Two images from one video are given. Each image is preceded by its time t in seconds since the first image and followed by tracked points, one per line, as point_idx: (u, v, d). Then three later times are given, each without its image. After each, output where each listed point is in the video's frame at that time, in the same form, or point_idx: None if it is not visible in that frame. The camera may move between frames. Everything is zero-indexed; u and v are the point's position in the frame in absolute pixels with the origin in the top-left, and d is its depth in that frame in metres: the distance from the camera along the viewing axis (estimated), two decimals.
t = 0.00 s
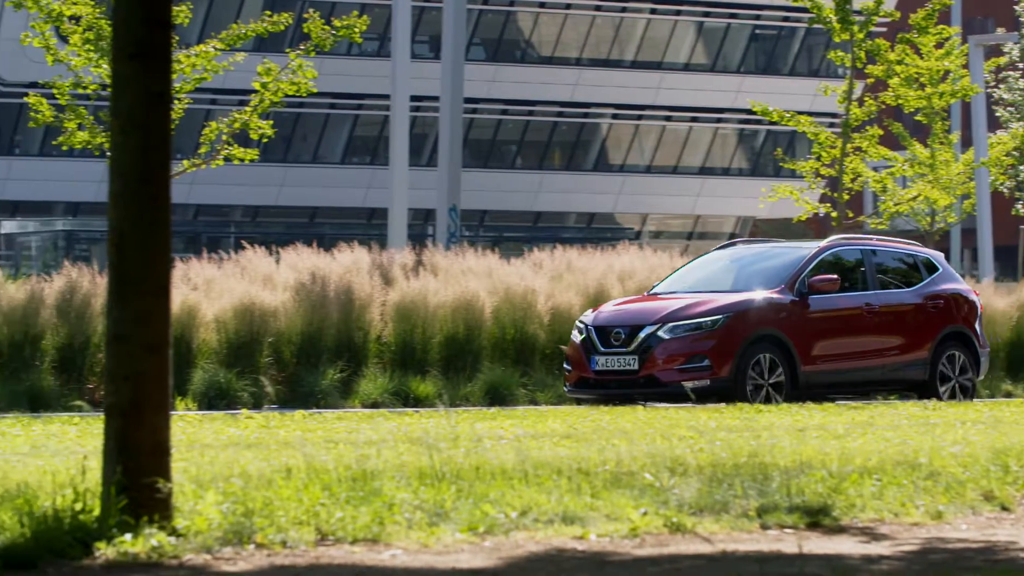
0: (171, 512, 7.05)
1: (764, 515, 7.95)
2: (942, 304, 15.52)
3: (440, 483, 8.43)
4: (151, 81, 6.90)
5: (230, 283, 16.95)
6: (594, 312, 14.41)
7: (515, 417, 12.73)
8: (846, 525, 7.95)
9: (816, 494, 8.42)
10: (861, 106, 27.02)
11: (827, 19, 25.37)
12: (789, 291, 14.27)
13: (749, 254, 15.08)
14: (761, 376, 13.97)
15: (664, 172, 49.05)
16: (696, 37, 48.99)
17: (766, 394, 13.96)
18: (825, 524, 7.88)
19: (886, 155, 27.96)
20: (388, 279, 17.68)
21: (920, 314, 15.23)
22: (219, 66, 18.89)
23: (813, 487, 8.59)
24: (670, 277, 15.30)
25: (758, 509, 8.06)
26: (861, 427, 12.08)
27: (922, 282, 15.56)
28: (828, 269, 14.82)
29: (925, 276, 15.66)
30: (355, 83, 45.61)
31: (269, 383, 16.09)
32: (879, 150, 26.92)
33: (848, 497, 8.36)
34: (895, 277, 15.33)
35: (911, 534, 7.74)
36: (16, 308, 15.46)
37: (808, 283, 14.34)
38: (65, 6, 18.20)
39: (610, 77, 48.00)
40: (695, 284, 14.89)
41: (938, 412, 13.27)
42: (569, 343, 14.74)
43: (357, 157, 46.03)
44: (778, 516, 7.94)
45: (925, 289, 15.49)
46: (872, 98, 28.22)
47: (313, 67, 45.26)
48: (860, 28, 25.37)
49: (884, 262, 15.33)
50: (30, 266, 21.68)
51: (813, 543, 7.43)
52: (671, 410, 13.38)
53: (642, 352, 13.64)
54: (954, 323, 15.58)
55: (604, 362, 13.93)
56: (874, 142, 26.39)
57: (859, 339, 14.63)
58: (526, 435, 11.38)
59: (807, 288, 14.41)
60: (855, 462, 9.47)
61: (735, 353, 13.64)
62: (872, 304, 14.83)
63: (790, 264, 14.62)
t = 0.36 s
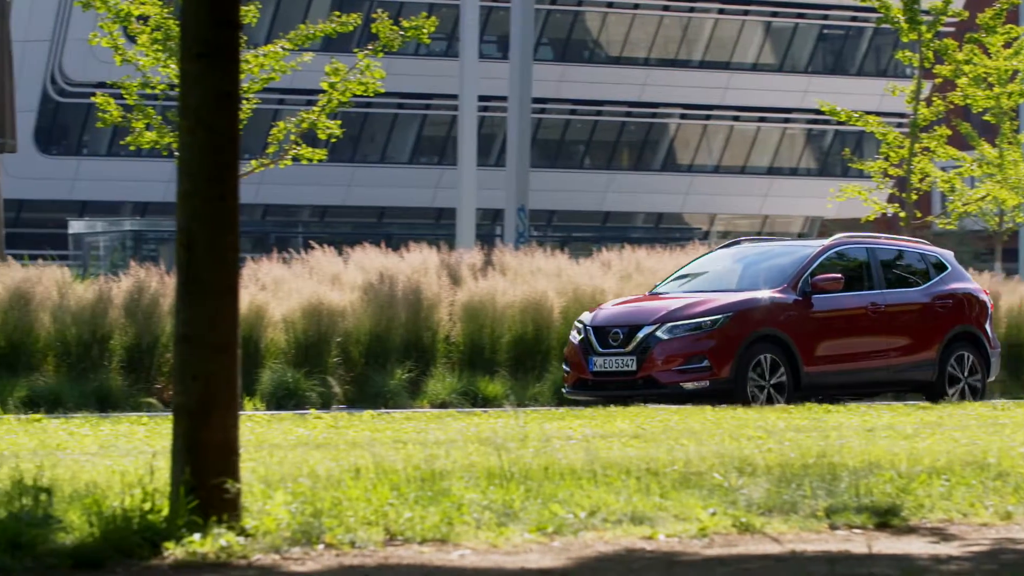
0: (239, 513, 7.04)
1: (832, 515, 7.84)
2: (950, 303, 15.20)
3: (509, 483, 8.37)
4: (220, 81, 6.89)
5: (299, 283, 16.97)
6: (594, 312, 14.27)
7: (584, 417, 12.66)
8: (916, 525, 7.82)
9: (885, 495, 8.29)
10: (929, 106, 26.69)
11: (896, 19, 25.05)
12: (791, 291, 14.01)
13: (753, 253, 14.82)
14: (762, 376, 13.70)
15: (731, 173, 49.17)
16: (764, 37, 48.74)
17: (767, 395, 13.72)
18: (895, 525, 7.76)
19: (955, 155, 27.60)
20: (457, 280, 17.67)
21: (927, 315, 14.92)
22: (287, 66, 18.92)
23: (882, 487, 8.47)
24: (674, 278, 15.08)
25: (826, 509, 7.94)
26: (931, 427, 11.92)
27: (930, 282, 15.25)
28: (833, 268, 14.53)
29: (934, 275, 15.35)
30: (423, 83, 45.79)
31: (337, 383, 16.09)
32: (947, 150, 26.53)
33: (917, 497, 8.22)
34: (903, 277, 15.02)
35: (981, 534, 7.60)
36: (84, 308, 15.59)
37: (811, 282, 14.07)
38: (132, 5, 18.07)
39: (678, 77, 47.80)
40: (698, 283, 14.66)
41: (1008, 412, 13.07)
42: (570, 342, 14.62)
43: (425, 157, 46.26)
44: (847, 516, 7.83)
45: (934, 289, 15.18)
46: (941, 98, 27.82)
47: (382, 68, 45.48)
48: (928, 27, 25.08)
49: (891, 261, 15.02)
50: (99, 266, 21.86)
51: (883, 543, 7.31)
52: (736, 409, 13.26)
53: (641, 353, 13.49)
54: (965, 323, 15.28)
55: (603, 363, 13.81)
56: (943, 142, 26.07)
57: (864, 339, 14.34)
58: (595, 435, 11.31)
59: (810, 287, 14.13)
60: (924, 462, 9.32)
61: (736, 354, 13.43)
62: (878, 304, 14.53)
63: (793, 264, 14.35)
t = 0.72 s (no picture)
0: (313, 513, 7.04)
1: (905, 515, 7.72)
2: (962, 303, 14.94)
3: (582, 483, 8.31)
4: (294, 80, 6.88)
5: (372, 283, 17.01)
6: (595, 312, 14.06)
7: (657, 416, 12.56)
8: (990, 526, 7.69)
9: (959, 495, 8.14)
10: (1004, 106, 26.30)
11: (969, 17, 24.67)
12: (796, 291, 13.77)
13: (758, 252, 14.60)
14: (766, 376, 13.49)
15: (805, 173, 48.78)
16: (837, 37, 48.64)
17: (770, 396, 13.49)
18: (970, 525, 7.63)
19: None
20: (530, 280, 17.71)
21: (937, 315, 14.65)
22: (360, 66, 18.96)
23: (955, 487, 8.33)
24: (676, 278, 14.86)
25: (899, 509, 7.81)
26: (1007, 427, 11.71)
27: (940, 280, 14.97)
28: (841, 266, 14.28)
29: (944, 274, 15.07)
30: (496, 83, 45.98)
31: (410, 382, 16.09)
32: (1023, 150, 26.10)
33: (992, 499, 8.07)
34: (911, 276, 14.75)
35: None
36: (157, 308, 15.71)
37: (817, 281, 13.83)
38: (205, 6, 18.09)
39: (752, 77, 47.60)
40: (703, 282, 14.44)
41: None
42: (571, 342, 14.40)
43: (498, 157, 46.29)
44: (920, 516, 7.71)
45: (944, 288, 14.91)
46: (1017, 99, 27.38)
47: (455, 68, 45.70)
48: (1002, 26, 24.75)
49: (900, 260, 14.76)
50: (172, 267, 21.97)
51: (957, 543, 7.19)
52: (807, 410, 13.10)
53: (641, 353, 13.26)
54: (977, 323, 15.01)
55: (603, 363, 13.60)
56: (1017, 141, 25.68)
57: (872, 340, 14.10)
58: (668, 435, 11.21)
59: (815, 286, 13.91)
60: (999, 463, 9.16)
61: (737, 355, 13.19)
62: (885, 304, 14.28)
63: (799, 262, 14.11)
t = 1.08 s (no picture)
0: (388, 513, 7.01)
1: (980, 516, 7.59)
2: (972, 302, 14.59)
3: (657, 483, 8.22)
4: (367, 81, 6.85)
5: (445, 283, 17.00)
6: (594, 312, 13.74)
7: (733, 416, 12.41)
8: None
9: None
10: None
11: None
12: (800, 290, 13.39)
13: (763, 252, 14.25)
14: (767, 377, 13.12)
15: (880, 173, 48.33)
16: (912, 36, 48.15)
17: (774, 397, 13.12)
18: None
19: None
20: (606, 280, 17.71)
21: (946, 315, 14.28)
22: (434, 66, 18.90)
23: None
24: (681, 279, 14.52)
25: (975, 510, 7.68)
26: None
27: (950, 280, 14.61)
28: (848, 264, 13.91)
29: (954, 274, 14.71)
30: (571, 83, 46.01)
31: (486, 382, 16.05)
32: None
33: None
34: (921, 275, 14.37)
35: None
36: (231, 308, 15.80)
37: (821, 279, 13.46)
38: (279, 6, 18.11)
39: (826, 77, 47.24)
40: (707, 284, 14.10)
41: None
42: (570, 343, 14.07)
43: (573, 157, 46.24)
44: (996, 516, 7.58)
45: (954, 288, 14.54)
46: None
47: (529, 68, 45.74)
48: None
49: (908, 259, 14.38)
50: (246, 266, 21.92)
51: None
52: (882, 410, 12.90)
53: (641, 353, 12.93)
54: (987, 323, 14.65)
55: (602, 363, 13.26)
56: None
57: (880, 340, 13.71)
58: (743, 435, 11.08)
59: (820, 284, 13.54)
60: None
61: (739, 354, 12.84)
62: (893, 303, 13.89)
63: (803, 261, 13.76)
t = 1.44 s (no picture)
0: (460, 513, 6.99)
1: None
2: (977, 302, 14.20)
3: (729, 483, 8.14)
4: (442, 80, 6.84)
5: (519, 283, 17.01)
6: (590, 311, 13.56)
7: (804, 416, 12.31)
8: None
9: None
10: None
11: None
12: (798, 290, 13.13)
13: (764, 251, 14.00)
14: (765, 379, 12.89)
15: (952, 173, 48.01)
16: (984, 37, 47.78)
17: (770, 397, 12.88)
18: None
19: None
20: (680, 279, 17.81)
21: (949, 315, 13.93)
22: (507, 66, 18.91)
23: None
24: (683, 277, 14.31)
25: None
26: None
27: (955, 279, 14.24)
28: (847, 263, 13.61)
29: (959, 272, 14.33)
30: (641, 83, 46.31)
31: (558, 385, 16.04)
32: None
33: None
34: (924, 274, 14.02)
35: None
36: (304, 308, 15.91)
37: (821, 278, 13.21)
38: (352, 5, 18.17)
39: (899, 77, 46.86)
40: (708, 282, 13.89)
41: None
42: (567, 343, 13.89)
43: (645, 157, 46.54)
44: None
45: (958, 287, 14.17)
46: None
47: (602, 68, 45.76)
48: None
49: (911, 258, 14.03)
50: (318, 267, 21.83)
51: None
52: (954, 411, 12.75)
53: (635, 352, 12.74)
54: (994, 323, 14.28)
55: (597, 363, 13.09)
56: None
57: (880, 340, 13.40)
58: (816, 435, 10.97)
59: (820, 282, 13.28)
60: None
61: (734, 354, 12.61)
62: (895, 302, 13.56)
63: (803, 260, 13.49)
